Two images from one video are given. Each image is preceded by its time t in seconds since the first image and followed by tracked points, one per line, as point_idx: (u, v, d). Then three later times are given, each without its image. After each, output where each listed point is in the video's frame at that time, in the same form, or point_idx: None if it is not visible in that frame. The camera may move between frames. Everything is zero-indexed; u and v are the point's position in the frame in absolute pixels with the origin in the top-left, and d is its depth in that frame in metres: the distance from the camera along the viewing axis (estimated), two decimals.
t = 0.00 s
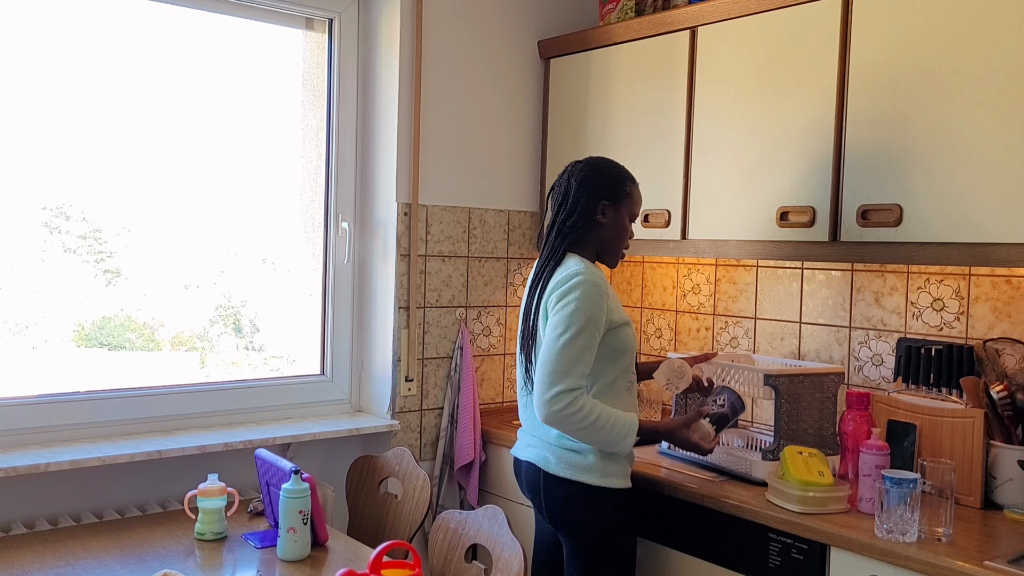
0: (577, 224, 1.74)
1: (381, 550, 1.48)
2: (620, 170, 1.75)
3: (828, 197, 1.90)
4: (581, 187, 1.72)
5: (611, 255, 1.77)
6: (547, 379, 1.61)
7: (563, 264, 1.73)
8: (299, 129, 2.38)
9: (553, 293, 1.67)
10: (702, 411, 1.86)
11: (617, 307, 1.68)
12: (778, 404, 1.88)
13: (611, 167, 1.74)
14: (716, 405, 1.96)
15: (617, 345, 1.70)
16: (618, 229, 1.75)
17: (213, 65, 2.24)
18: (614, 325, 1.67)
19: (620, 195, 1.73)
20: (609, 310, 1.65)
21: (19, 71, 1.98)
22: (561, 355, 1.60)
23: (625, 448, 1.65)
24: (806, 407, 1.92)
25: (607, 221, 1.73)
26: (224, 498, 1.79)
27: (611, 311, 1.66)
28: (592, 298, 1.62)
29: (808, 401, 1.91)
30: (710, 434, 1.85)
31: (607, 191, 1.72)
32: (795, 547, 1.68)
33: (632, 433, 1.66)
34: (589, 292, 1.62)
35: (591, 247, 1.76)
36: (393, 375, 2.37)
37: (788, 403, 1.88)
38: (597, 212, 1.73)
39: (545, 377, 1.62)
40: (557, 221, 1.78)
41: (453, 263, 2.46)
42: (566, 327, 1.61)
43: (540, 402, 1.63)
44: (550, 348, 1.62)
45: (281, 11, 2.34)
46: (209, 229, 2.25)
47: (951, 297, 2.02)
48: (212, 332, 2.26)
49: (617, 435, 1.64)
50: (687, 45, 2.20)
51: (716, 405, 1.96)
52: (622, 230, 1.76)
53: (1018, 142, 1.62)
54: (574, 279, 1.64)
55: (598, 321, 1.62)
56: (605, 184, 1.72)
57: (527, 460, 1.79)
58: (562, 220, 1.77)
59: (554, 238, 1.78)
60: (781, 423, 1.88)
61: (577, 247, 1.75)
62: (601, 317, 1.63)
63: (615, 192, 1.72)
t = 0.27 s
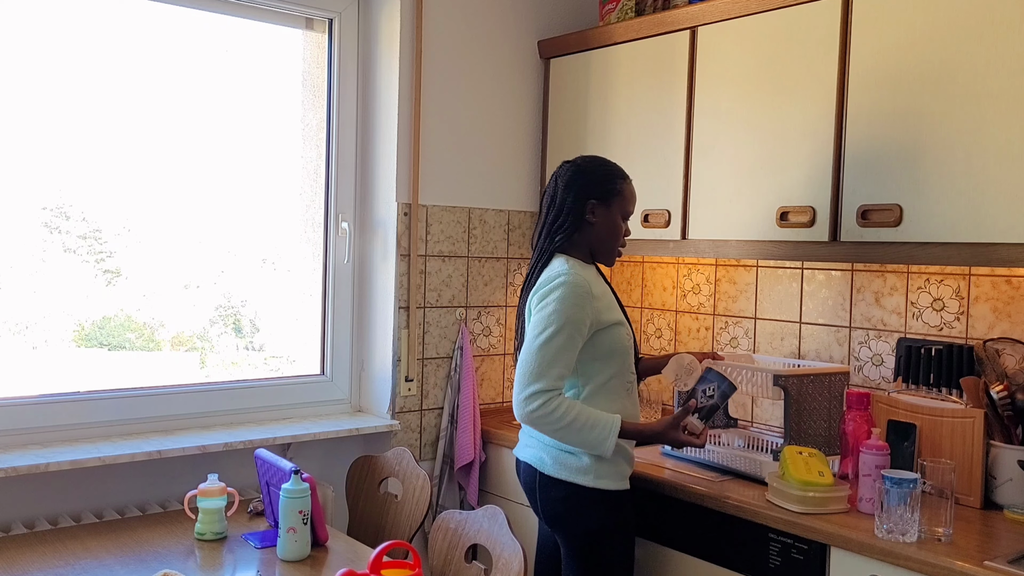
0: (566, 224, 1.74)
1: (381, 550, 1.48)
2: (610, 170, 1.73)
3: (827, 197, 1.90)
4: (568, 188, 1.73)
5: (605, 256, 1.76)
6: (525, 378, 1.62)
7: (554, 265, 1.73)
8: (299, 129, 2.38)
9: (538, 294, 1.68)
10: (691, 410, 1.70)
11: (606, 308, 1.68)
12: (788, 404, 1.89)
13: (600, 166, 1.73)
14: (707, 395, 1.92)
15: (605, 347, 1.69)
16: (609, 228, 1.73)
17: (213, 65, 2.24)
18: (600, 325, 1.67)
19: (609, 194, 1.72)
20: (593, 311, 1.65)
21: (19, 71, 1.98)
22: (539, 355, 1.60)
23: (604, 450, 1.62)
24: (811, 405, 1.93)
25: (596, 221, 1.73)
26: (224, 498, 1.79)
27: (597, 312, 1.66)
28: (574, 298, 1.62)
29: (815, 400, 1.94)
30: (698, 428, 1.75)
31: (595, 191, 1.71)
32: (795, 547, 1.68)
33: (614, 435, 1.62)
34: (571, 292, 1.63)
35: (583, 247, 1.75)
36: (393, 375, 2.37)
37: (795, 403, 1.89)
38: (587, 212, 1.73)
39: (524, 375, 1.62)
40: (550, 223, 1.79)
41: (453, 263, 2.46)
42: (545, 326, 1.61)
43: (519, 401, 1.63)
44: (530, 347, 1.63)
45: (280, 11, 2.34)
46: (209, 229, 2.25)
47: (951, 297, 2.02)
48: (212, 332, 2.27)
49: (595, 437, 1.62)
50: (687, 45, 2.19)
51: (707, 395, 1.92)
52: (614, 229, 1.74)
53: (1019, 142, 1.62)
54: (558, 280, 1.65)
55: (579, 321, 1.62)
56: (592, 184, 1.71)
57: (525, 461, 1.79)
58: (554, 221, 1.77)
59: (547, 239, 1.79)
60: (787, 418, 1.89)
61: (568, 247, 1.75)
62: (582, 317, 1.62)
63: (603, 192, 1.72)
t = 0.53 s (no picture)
0: (564, 224, 1.74)
1: (381, 550, 1.48)
2: (606, 168, 1.73)
3: (828, 197, 1.90)
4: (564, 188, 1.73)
5: (604, 254, 1.75)
6: (522, 376, 1.62)
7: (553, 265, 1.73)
8: (299, 128, 2.38)
9: (538, 293, 1.69)
10: (686, 404, 1.69)
11: (606, 308, 1.68)
12: (748, 390, 1.94)
13: (595, 165, 1.73)
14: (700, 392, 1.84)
15: (605, 347, 1.68)
16: (607, 226, 1.73)
17: (213, 65, 2.24)
18: (600, 325, 1.66)
19: (605, 192, 1.72)
20: (593, 310, 1.65)
21: (19, 71, 1.98)
22: (536, 353, 1.61)
23: (601, 450, 1.61)
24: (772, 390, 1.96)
25: (594, 219, 1.72)
26: (224, 498, 1.79)
27: (596, 312, 1.66)
28: (573, 297, 1.63)
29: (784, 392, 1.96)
30: (697, 424, 1.76)
31: (590, 190, 1.71)
32: (795, 547, 1.68)
33: (611, 435, 1.61)
34: (570, 291, 1.63)
35: (581, 245, 1.75)
36: (393, 375, 2.37)
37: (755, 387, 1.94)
38: (583, 211, 1.73)
39: (520, 373, 1.63)
40: (548, 223, 1.79)
41: (453, 263, 2.46)
42: (543, 324, 1.62)
43: (516, 399, 1.64)
44: (528, 345, 1.63)
45: (281, 11, 2.34)
46: (209, 229, 2.25)
47: (951, 297, 2.02)
48: (212, 332, 2.26)
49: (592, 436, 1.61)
50: (687, 45, 2.20)
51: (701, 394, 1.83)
52: (612, 227, 1.73)
53: (1018, 142, 1.62)
54: (557, 280, 1.65)
55: (578, 320, 1.62)
56: (588, 183, 1.71)
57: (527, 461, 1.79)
58: (552, 221, 1.78)
59: (546, 239, 1.79)
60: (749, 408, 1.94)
61: (567, 247, 1.75)
62: (581, 315, 1.62)
63: (599, 190, 1.71)
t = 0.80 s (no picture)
0: (569, 225, 1.74)
1: (381, 550, 1.48)
2: (610, 167, 1.73)
3: (827, 197, 1.90)
4: (568, 188, 1.73)
5: (609, 252, 1.76)
6: (530, 376, 1.62)
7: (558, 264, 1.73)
8: (299, 128, 2.38)
9: (545, 293, 1.68)
10: (697, 407, 1.69)
11: (612, 307, 1.68)
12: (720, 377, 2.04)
13: (599, 164, 1.73)
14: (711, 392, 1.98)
15: (612, 347, 1.68)
16: (612, 224, 1.73)
17: (213, 65, 2.24)
18: (606, 325, 1.66)
19: (608, 191, 1.72)
20: (600, 310, 1.65)
21: (19, 71, 1.98)
22: (544, 353, 1.60)
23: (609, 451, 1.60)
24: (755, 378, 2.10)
25: (598, 218, 1.73)
26: (224, 498, 1.79)
27: (603, 312, 1.66)
28: (580, 297, 1.63)
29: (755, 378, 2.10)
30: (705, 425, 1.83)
31: (595, 189, 1.71)
32: (795, 547, 1.68)
33: (619, 435, 1.61)
34: (577, 291, 1.63)
35: (585, 245, 1.75)
36: (393, 375, 2.37)
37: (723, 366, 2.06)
38: (588, 211, 1.73)
39: (528, 373, 1.62)
40: (551, 223, 1.79)
41: (453, 263, 2.46)
42: (551, 324, 1.62)
43: (524, 400, 1.63)
44: (535, 345, 1.63)
45: (281, 11, 2.34)
46: (209, 229, 2.25)
47: (951, 297, 2.02)
48: (212, 332, 2.27)
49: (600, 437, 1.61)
50: (687, 45, 2.20)
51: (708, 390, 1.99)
52: (617, 225, 1.74)
53: (1018, 142, 1.62)
54: (564, 279, 1.65)
55: (585, 320, 1.62)
56: (592, 182, 1.71)
57: (531, 463, 1.79)
58: (556, 221, 1.78)
59: (550, 239, 1.79)
60: (738, 406, 2.07)
61: (572, 247, 1.75)
62: (588, 315, 1.62)
63: (603, 189, 1.71)
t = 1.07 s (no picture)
0: (573, 225, 1.74)
1: (381, 550, 1.48)
2: (612, 166, 1.73)
3: (827, 197, 1.90)
4: (573, 188, 1.72)
5: (614, 252, 1.76)
6: (537, 378, 1.61)
7: (562, 264, 1.73)
8: (299, 129, 2.38)
9: (548, 294, 1.68)
10: (705, 407, 1.69)
11: (616, 307, 1.68)
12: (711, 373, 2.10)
13: (601, 163, 1.73)
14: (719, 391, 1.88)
15: (616, 347, 1.68)
16: (617, 222, 1.73)
17: (213, 65, 2.24)
18: (611, 325, 1.67)
19: (613, 190, 1.72)
20: (604, 311, 1.65)
21: (19, 71, 1.98)
22: (551, 354, 1.60)
23: (618, 452, 1.60)
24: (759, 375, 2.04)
25: (603, 217, 1.73)
26: (224, 498, 1.79)
27: (607, 312, 1.66)
28: (585, 298, 1.62)
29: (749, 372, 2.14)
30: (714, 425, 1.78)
31: (599, 188, 1.71)
32: (795, 547, 1.68)
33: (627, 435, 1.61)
34: (581, 291, 1.63)
35: (590, 244, 1.75)
36: (393, 375, 2.37)
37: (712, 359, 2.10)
38: (593, 210, 1.73)
39: (534, 375, 1.62)
40: (554, 224, 1.79)
41: (453, 263, 2.46)
42: (556, 326, 1.62)
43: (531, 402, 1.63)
44: (540, 346, 1.63)
45: (281, 11, 2.34)
46: (209, 229, 2.25)
47: (951, 297, 2.02)
48: (212, 332, 2.26)
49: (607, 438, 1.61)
50: (687, 45, 2.20)
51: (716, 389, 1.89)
52: (622, 224, 1.74)
53: (1018, 142, 1.62)
54: (568, 280, 1.65)
55: (591, 321, 1.62)
56: (596, 182, 1.71)
57: (531, 464, 1.79)
58: (559, 221, 1.77)
59: (553, 240, 1.78)
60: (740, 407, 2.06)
61: (577, 247, 1.75)
62: (593, 316, 1.62)
63: (607, 188, 1.72)
